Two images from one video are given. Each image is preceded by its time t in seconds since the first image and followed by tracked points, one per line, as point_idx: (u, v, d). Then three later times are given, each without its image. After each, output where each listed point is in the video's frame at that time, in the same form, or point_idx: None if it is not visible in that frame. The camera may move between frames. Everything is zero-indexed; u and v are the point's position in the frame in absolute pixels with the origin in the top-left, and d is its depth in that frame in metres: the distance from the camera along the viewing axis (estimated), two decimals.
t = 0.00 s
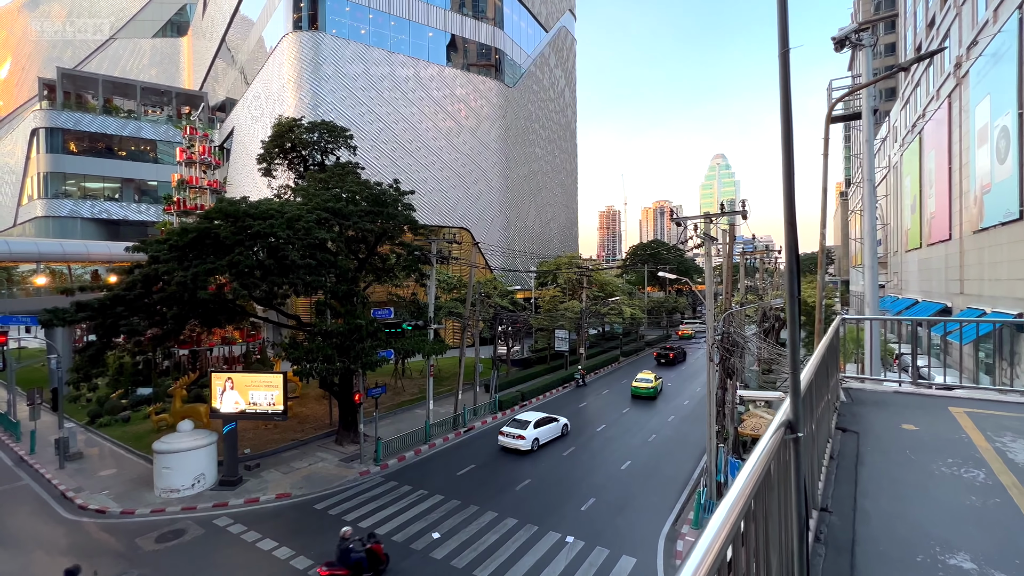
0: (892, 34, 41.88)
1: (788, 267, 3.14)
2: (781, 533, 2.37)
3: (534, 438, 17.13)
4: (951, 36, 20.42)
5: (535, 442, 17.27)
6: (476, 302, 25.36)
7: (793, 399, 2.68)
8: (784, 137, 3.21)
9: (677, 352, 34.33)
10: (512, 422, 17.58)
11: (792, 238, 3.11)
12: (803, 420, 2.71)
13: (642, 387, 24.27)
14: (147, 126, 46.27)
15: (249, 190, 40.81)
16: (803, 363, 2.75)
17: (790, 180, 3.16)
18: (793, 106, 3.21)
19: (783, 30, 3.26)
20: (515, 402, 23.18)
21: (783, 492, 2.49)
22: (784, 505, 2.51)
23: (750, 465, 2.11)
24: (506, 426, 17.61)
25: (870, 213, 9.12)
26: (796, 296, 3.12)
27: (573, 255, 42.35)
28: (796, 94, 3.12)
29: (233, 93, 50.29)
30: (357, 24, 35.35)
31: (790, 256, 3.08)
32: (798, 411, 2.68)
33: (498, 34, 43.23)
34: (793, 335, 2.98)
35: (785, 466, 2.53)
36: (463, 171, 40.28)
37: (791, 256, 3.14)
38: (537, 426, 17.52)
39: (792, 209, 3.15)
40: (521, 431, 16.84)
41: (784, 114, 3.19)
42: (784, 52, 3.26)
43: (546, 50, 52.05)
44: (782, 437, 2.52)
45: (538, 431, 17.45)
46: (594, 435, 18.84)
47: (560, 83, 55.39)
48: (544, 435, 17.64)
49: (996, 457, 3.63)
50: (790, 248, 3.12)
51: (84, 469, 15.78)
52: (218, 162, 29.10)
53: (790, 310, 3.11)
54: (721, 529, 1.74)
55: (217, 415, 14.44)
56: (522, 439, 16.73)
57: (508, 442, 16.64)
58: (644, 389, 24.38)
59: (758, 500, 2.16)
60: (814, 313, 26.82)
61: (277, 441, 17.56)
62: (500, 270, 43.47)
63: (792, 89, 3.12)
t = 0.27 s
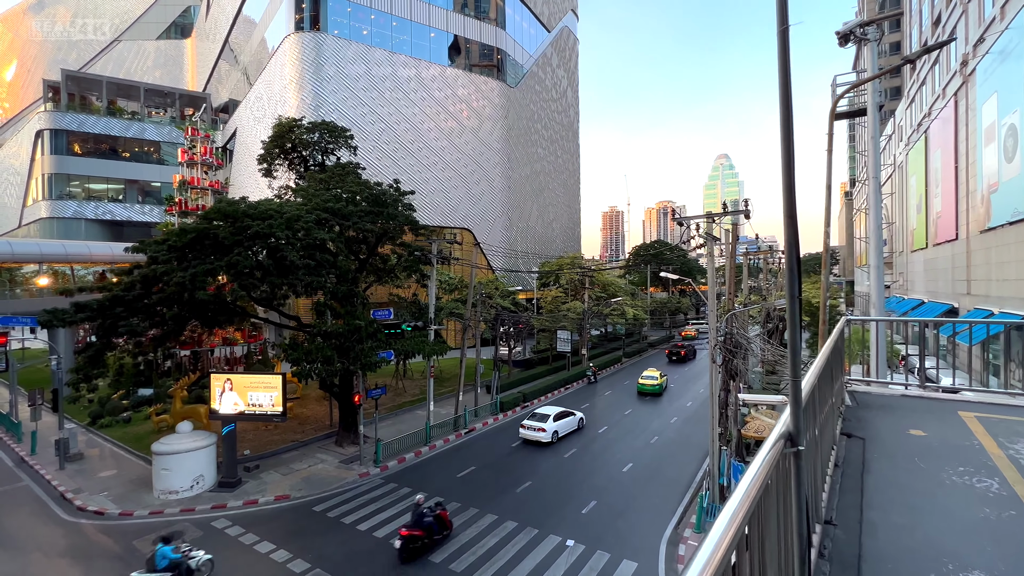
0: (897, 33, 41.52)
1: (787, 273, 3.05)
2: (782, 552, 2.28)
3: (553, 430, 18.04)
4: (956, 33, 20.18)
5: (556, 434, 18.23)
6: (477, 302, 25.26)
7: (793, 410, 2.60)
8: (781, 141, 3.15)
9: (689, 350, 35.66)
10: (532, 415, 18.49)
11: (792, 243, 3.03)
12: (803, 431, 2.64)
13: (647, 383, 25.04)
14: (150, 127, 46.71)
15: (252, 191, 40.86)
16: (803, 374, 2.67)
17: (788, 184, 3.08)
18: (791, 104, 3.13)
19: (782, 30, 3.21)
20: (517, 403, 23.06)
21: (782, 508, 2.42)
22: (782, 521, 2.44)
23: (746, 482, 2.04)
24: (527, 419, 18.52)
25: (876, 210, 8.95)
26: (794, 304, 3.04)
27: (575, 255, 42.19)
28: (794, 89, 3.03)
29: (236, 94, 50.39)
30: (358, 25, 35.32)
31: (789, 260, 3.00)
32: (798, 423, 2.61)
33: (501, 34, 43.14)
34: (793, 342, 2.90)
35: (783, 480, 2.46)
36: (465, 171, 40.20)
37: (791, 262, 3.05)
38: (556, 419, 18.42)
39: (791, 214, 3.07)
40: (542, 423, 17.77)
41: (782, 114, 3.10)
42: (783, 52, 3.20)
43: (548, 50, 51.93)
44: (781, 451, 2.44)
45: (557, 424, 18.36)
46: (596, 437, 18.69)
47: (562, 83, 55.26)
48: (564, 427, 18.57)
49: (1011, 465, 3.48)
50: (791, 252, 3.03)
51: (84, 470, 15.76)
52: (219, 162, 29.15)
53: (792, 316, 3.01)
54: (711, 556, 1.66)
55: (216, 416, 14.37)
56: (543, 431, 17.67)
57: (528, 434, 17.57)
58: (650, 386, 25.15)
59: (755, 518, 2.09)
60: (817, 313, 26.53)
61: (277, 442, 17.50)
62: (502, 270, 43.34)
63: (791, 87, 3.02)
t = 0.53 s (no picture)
0: (901, 31, 41.23)
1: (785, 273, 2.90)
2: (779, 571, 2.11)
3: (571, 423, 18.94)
4: (961, 31, 19.97)
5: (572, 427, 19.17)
6: (477, 303, 25.15)
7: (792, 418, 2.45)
8: (779, 136, 3.02)
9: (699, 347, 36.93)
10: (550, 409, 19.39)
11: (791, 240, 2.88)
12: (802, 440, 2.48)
13: (652, 380, 26.02)
14: (153, 127, 46.84)
15: (253, 191, 40.89)
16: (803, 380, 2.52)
17: (787, 179, 2.93)
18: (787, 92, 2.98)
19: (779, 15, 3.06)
20: (517, 404, 22.93)
21: (780, 524, 2.26)
22: (779, 537, 2.29)
23: (740, 494, 1.89)
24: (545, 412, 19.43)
25: (880, 207, 8.77)
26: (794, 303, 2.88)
27: (577, 255, 42.03)
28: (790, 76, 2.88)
29: (238, 95, 50.48)
30: (359, 25, 35.27)
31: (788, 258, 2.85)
32: (798, 431, 2.45)
33: (502, 34, 43.05)
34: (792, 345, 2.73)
35: (781, 494, 2.31)
36: (467, 172, 40.13)
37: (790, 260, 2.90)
38: (573, 413, 19.32)
39: (791, 210, 2.91)
40: (560, 416, 18.69)
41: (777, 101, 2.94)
42: (782, 38, 3.07)
43: (550, 50, 51.81)
44: (779, 461, 2.29)
45: (574, 417, 19.26)
46: (597, 439, 18.53)
47: (564, 83, 55.15)
48: (580, 421, 19.53)
49: None
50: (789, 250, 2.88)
51: (82, 471, 15.70)
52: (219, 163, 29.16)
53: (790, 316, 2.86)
54: None
55: (213, 417, 14.28)
56: (562, 423, 18.60)
57: (548, 425, 18.45)
58: (655, 382, 26.11)
59: (749, 535, 1.95)
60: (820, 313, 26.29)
61: (276, 443, 17.41)
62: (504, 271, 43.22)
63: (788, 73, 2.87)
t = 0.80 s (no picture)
0: (904, 30, 40.97)
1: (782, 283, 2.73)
2: None
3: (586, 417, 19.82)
4: (966, 29, 19.75)
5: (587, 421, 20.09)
6: (476, 304, 25.06)
7: (788, 443, 2.32)
8: (774, 133, 2.86)
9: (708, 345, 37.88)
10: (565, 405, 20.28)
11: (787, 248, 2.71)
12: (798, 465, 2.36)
13: (656, 378, 26.88)
14: (154, 128, 46.79)
15: (253, 192, 40.84)
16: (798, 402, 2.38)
17: (782, 179, 2.77)
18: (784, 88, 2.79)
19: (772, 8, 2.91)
20: (517, 405, 22.80)
21: (774, 557, 2.15)
22: (772, 570, 2.19)
23: (730, 529, 1.77)
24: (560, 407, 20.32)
25: (884, 206, 8.59)
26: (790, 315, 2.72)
27: (578, 256, 41.86)
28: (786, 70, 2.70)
29: (239, 96, 50.50)
30: (360, 25, 35.21)
31: (783, 266, 2.68)
32: (794, 455, 2.33)
33: (503, 34, 42.96)
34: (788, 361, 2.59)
35: (775, 522, 2.19)
36: (467, 172, 40.02)
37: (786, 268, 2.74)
38: (588, 408, 20.24)
39: (786, 214, 2.75)
40: (576, 410, 19.62)
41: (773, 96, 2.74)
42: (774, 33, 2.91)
43: (551, 50, 51.70)
44: (772, 490, 2.17)
45: (589, 412, 20.19)
46: (596, 441, 18.37)
47: (565, 83, 55.05)
48: (594, 415, 20.43)
49: None
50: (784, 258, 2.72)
51: (79, 474, 15.60)
52: (218, 163, 29.17)
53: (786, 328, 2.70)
54: None
55: (210, 419, 14.18)
56: (578, 418, 19.49)
57: (564, 420, 19.36)
58: (659, 380, 26.97)
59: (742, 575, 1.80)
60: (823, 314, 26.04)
61: (273, 445, 17.30)
62: (505, 271, 43.08)
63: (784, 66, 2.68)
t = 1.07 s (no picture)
0: (907, 30, 40.73)
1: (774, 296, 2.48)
2: None
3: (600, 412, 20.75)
4: (969, 28, 19.55)
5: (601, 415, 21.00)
6: (476, 305, 24.95)
7: (778, 481, 2.12)
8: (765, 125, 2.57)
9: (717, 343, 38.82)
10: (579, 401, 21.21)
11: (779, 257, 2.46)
12: (791, 502, 2.16)
13: (659, 376, 27.64)
14: (155, 130, 46.68)
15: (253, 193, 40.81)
16: (791, 435, 2.17)
17: (774, 177, 2.49)
18: (777, 84, 2.58)
19: None
20: (517, 407, 22.68)
21: None
22: None
23: None
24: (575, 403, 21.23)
25: (888, 206, 8.42)
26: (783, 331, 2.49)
27: (579, 257, 41.72)
28: (778, 66, 2.48)
29: (240, 97, 50.50)
30: (360, 26, 35.16)
31: (774, 276, 2.43)
32: (786, 492, 2.13)
33: (504, 34, 42.89)
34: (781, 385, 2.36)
35: (765, 566, 1.99)
36: (468, 173, 39.94)
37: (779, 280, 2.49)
38: (601, 403, 21.12)
39: (779, 217, 2.49)
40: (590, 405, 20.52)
41: (762, 92, 2.52)
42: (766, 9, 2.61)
43: (552, 50, 51.59)
44: (760, 533, 1.97)
45: (602, 407, 21.07)
46: (597, 443, 18.22)
47: (566, 84, 54.94)
48: (607, 410, 21.30)
49: None
50: (776, 268, 2.47)
51: (76, 476, 15.53)
52: (217, 164, 29.19)
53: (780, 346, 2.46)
54: None
55: (207, 421, 14.09)
56: (592, 413, 20.42)
57: (579, 414, 20.27)
58: (662, 377, 27.76)
59: None
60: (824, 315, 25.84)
61: (271, 447, 17.20)
62: (505, 272, 42.99)
63: (774, 62, 2.47)
